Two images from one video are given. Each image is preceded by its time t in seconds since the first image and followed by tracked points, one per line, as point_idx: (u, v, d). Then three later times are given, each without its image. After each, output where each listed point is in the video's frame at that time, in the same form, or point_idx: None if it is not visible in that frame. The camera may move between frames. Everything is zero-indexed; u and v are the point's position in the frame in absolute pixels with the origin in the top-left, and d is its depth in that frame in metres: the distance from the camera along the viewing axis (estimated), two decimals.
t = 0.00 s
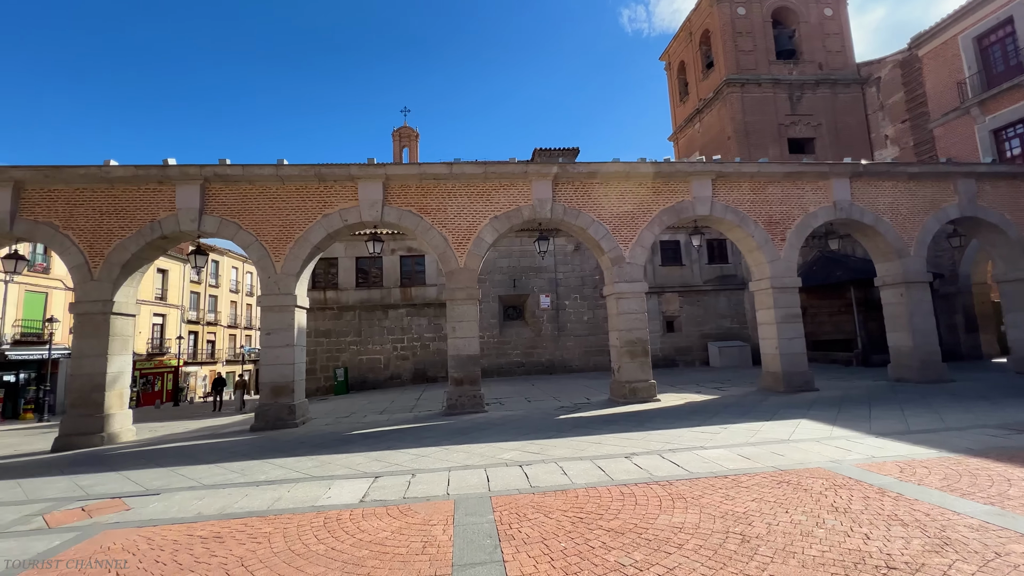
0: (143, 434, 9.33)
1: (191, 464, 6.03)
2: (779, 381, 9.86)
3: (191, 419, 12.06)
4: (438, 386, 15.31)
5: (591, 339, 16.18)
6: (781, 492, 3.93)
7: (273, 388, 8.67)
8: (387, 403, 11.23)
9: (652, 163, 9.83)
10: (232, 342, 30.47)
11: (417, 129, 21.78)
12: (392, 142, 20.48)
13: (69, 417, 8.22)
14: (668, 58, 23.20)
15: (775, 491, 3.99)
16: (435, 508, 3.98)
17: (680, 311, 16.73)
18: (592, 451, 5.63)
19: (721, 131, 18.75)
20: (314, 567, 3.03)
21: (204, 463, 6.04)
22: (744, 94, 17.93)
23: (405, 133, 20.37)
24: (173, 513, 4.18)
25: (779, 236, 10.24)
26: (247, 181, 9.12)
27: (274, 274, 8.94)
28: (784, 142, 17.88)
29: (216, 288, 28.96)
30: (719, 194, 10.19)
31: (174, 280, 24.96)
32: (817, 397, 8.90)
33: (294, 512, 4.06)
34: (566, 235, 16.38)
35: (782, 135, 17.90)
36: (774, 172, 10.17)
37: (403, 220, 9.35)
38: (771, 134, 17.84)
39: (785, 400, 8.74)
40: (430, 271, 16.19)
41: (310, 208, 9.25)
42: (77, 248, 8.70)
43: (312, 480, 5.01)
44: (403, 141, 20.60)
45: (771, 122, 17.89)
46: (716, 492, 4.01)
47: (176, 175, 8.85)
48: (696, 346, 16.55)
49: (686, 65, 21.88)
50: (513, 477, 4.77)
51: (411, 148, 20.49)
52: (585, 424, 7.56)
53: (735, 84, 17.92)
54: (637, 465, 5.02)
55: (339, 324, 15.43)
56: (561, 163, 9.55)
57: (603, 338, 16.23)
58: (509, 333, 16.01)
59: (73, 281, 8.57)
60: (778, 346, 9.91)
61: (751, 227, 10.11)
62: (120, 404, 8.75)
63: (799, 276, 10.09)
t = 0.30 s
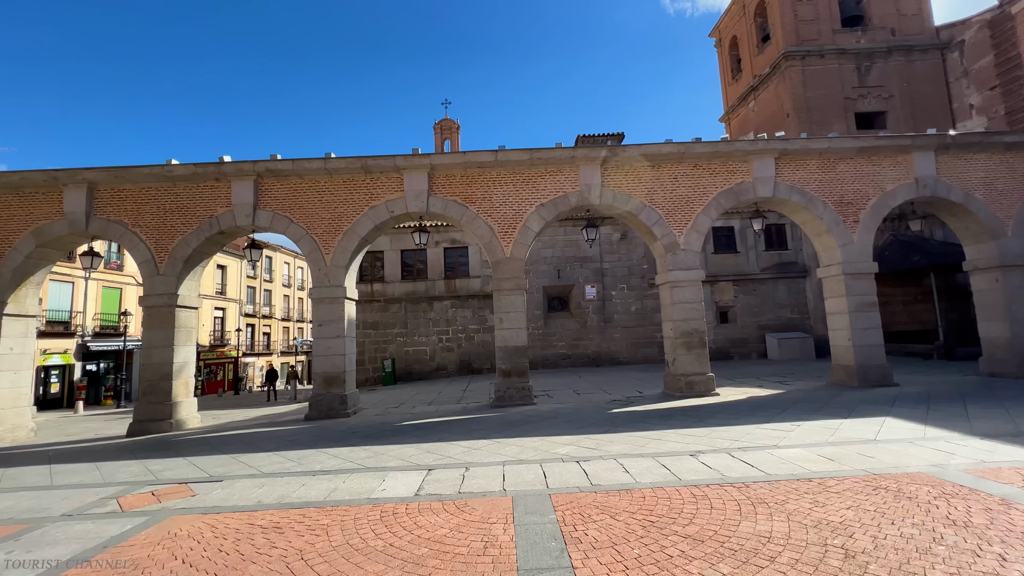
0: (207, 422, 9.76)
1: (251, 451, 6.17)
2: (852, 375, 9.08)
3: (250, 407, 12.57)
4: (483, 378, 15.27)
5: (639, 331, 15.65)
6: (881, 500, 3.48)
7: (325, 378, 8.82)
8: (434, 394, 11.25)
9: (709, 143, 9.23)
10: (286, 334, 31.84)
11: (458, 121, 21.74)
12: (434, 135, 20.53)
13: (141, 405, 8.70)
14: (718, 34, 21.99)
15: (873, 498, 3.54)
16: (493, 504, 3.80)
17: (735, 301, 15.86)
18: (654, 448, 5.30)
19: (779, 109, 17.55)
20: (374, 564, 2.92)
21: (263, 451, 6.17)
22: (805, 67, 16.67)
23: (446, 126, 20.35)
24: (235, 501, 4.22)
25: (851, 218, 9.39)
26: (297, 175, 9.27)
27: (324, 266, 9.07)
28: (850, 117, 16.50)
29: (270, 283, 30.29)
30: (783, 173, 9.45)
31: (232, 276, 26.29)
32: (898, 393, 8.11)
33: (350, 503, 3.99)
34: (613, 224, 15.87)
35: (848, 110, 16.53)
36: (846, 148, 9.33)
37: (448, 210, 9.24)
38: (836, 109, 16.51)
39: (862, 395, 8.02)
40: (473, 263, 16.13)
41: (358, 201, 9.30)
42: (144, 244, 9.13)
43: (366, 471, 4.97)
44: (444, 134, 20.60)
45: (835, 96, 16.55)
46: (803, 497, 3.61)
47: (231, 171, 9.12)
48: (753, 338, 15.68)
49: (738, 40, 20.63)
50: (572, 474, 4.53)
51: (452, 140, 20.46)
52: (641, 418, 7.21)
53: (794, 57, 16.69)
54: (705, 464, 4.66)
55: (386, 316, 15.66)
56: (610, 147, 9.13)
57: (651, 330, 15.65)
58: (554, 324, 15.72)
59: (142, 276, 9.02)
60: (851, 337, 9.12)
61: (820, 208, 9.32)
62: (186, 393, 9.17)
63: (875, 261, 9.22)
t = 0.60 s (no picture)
0: (270, 413, 10.15)
1: (311, 445, 6.27)
2: (947, 374, 8.13)
3: (309, 400, 13.00)
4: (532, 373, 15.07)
5: (696, 325, 14.90)
6: (1020, 525, 2.95)
7: (379, 372, 8.91)
8: (485, 389, 11.17)
9: (778, 121, 8.50)
10: (340, 328, 33.04)
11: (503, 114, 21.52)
12: (479, 129, 20.42)
13: (211, 396, 9.14)
14: (779, 7, 20.47)
15: (1009, 522, 3.01)
16: (559, 512, 3.57)
17: (802, 292, 14.77)
18: (728, 454, 4.87)
19: (851, 83, 16.09)
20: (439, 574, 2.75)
21: (322, 445, 6.25)
22: (882, 35, 15.16)
23: (491, 119, 20.18)
24: (298, 496, 4.23)
25: (946, 198, 8.38)
26: (349, 172, 9.38)
27: (377, 262, 9.14)
28: (937, 87, 14.87)
29: (325, 279, 31.48)
30: (864, 151, 8.57)
31: (290, 273, 27.49)
32: (1007, 395, 7.15)
33: (410, 504, 3.88)
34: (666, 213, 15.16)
35: (934, 80, 14.89)
36: (940, 120, 8.32)
37: (498, 203, 9.05)
38: (919, 80, 14.91)
39: (962, 397, 7.13)
40: (521, 256, 15.94)
41: (408, 195, 9.29)
42: (210, 243, 9.56)
43: (424, 469, 4.88)
44: (489, 127, 20.44)
45: (918, 65, 14.95)
46: (919, 518, 3.13)
47: (288, 171, 9.35)
48: (822, 332, 14.55)
49: (803, 11, 19.10)
50: (641, 480, 4.21)
51: (497, 133, 20.26)
52: (707, 419, 6.74)
53: (869, 25, 15.20)
54: (790, 473, 4.21)
55: (436, 311, 15.76)
56: (668, 130, 8.61)
57: (709, 323, 14.87)
58: (605, 318, 15.25)
59: (209, 273, 9.44)
60: (946, 332, 8.16)
61: (909, 188, 8.38)
62: (251, 385, 9.56)
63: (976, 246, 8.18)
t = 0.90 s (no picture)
0: (331, 405, 10.45)
1: (371, 437, 6.32)
2: None
3: (367, 392, 13.33)
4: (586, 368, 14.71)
5: (762, 318, 13.97)
6: None
7: (434, 366, 8.92)
8: (539, 384, 10.96)
9: (862, 92, 7.68)
10: (393, 323, 33.95)
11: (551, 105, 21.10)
12: (527, 121, 20.14)
13: (277, 388, 9.52)
14: None
15: None
16: (634, 518, 3.29)
17: (884, 282, 13.47)
18: (817, 460, 4.38)
19: (942, 48, 14.41)
20: None
21: (382, 437, 6.28)
22: None
23: (539, 110, 19.84)
24: (361, 490, 4.20)
25: None
26: (402, 168, 9.42)
27: (431, 256, 9.14)
28: None
29: (379, 276, 32.41)
30: (968, 120, 7.56)
31: (346, 270, 28.50)
32: None
33: (473, 503, 3.73)
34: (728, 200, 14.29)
35: None
36: None
37: (551, 192, 8.78)
38: None
39: None
40: (573, 249, 15.59)
41: (460, 188, 9.22)
42: (274, 241, 9.93)
43: (484, 466, 4.74)
44: (537, 119, 20.13)
45: None
46: None
47: (343, 168, 9.54)
48: (909, 326, 13.21)
49: None
50: (720, 487, 3.84)
51: (546, 124, 19.91)
52: (785, 420, 6.18)
53: None
54: (898, 485, 3.69)
55: (487, 305, 15.72)
56: (735, 107, 7.98)
57: (777, 317, 13.88)
58: (662, 312, 14.62)
59: (273, 270, 9.82)
60: None
61: None
62: (313, 378, 9.87)
63: None
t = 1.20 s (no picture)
0: (387, 401, 10.61)
1: (427, 436, 6.26)
2: None
3: (421, 389, 13.48)
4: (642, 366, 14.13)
5: (839, 314, 12.81)
6: None
7: (488, 364, 8.79)
8: (595, 383, 10.59)
9: (968, 56, 6.72)
10: (445, 320, 34.46)
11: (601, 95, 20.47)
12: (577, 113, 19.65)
13: (336, 384, 9.76)
14: None
15: None
16: (718, 540, 2.93)
17: (986, 273, 11.94)
18: (931, 478, 3.79)
19: None
20: None
21: (437, 436, 6.21)
22: None
23: (589, 101, 19.28)
24: (419, 493, 4.08)
25: None
26: (453, 164, 9.35)
27: (483, 252, 9.00)
28: None
29: (430, 274, 32.96)
30: None
31: (399, 268, 29.19)
32: None
33: (536, 513, 3.50)
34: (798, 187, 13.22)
35: None
36: None
37: (607, 183, 8.38)
38: None
39: None
40: (627, 243, 15.03)
41: (512, 182, 9.01)
42: (331, 240, 10.18)
43: (544, 472, 4.50)
44: (587, 110, 19.59)
45: None
46: None
47: (396, 166, 9.60)
48: (1018, 322, 11.62)
49: None
50: (816, 506, 3.38)
51: (596, 115, 19.34)
52: (879, 428, 5.50)
53: None
54: None
55: (538, 302, 15.47)
56: (812, 82, 7.24)
57: (856, 312, 12.68)
58: (725, 307, 13.77)
59: (331, 269, 10.05)
60: None
61: None
62: (369, 374, 10.03)
63: None
